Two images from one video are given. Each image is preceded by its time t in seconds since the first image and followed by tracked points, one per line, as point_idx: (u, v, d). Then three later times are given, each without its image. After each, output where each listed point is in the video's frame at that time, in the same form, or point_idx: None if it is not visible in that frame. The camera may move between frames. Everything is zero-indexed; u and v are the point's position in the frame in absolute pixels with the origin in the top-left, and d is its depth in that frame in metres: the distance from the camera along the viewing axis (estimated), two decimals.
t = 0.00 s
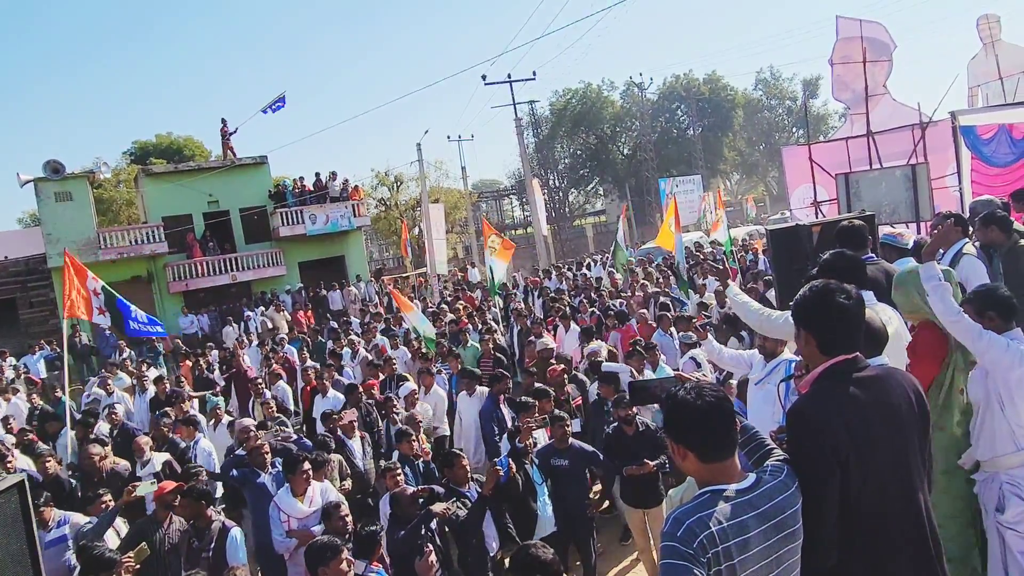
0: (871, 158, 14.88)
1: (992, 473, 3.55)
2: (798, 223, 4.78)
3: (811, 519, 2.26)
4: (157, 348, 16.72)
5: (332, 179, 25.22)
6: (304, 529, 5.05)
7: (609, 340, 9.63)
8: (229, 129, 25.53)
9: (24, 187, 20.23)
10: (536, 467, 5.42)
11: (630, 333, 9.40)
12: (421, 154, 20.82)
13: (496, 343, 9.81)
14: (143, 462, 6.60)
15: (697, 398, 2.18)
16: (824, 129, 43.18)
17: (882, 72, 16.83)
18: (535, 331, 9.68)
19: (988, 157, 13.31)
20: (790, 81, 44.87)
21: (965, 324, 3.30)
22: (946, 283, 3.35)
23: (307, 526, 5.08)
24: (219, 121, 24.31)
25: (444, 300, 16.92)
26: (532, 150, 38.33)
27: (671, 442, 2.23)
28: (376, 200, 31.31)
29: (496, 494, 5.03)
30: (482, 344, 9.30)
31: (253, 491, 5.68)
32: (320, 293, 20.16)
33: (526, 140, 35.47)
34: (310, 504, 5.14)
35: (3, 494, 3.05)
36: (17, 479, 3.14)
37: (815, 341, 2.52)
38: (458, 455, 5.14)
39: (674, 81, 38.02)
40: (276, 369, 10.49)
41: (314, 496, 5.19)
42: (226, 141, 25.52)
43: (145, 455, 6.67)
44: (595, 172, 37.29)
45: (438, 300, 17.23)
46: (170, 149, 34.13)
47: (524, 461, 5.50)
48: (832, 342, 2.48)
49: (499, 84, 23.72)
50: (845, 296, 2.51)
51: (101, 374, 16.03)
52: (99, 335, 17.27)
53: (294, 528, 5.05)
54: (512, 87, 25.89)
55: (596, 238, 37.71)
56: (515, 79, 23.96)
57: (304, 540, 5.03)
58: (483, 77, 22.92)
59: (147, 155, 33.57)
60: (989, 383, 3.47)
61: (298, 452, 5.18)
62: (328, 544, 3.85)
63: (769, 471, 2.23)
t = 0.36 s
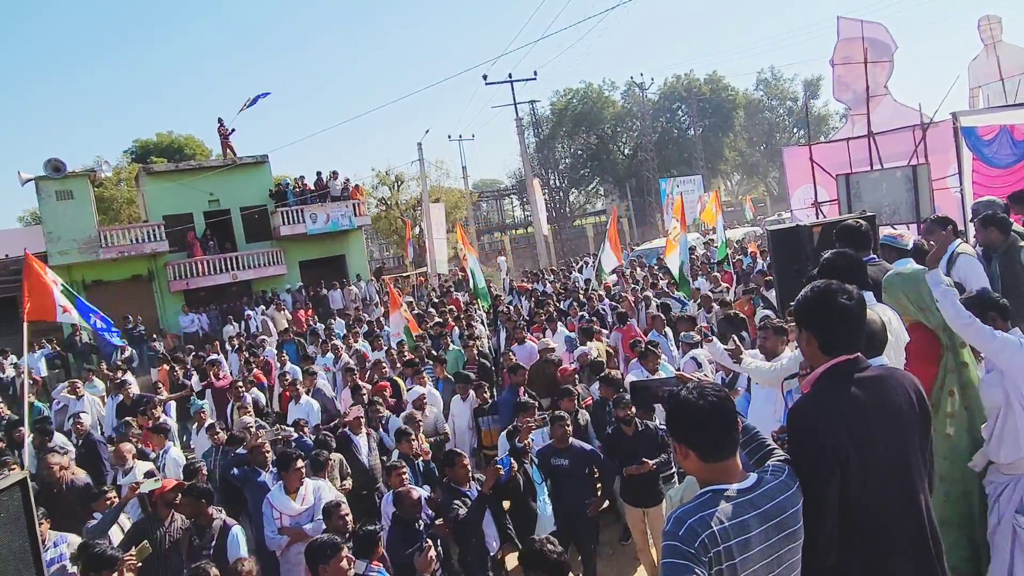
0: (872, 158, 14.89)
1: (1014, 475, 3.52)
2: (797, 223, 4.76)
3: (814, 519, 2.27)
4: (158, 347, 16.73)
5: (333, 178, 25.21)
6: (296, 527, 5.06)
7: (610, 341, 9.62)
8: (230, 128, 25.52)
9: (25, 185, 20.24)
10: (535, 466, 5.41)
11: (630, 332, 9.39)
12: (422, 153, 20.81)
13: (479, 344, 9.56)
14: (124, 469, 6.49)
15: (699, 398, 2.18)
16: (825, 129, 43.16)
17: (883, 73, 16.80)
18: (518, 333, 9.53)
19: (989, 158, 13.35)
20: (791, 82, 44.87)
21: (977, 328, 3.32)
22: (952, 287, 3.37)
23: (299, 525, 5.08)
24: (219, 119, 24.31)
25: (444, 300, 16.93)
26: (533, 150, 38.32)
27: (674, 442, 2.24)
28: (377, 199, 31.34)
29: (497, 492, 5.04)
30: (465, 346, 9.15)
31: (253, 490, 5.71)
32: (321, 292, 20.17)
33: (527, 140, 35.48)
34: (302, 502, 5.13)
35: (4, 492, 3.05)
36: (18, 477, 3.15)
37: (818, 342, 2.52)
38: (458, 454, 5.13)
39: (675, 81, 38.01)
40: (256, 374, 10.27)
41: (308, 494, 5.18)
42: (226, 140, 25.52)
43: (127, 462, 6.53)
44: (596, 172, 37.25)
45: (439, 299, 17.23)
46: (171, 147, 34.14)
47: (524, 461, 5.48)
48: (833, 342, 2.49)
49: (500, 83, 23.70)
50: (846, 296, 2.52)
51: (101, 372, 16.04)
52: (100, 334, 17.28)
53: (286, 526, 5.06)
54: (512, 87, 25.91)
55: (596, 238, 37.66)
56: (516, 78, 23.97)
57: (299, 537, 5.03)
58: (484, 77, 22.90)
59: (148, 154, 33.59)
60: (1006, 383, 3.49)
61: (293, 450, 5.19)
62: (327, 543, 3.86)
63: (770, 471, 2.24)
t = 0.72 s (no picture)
0: (875, 158, 14.90)
1: None
2: (800, 224, 4.79)
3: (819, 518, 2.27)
4: (161, 344, 16.77)
5: (336, 176, 25.25)
6: (294, 524, 5.08)
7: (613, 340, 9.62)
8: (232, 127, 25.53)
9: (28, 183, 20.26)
10: (538, 466, 5.40)
11: (631, 331, 9.39)
12: (424, 152, 20.81)
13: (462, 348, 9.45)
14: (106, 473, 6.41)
15: (707, 397, 2.18)
16: (828, 129, 43.13)
17: (886, 73, 16.78)
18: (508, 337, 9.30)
19: (992, 158, 13.33)
20: (794, 82, 44.87)
21: (974, 343, 3.47)
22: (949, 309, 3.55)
23: (298, 522, 5.10)
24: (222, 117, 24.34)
25: (446, 299, 16.96)
26: (535, 149, 38.32)
27: (681, 444, 2.24)
28: (379, 198, 31.40)
29: (499, 491, 5.06)
30: (449, 349, 9.01)
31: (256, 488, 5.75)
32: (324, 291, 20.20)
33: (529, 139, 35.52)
34: (300, 499, 5.16)
35: (8, 489, 3.06)
36: (23, 473, 3.17)
37: (819, 342, 2.53)
38: (461, 453, 5.14)
39: (677, 81, 38.00)
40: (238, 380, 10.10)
41: (306, 492, 5.20)
42: (229, 138, 25.56)
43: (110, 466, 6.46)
44: (598, 171, 37.25)
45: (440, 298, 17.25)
46: (174, 145, 34.21)
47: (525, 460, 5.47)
48: (835, 341, 2.50)
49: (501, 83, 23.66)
50: (848, 296, 2.52)
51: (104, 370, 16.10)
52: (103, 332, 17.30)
53: (284, 523, 5.08)
54: (514, 86, 25.91)
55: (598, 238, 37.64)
56: (519, 78, 24.02)
57: (298, 535, 5.06)
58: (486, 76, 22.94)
59: (151, 152, 33.64)
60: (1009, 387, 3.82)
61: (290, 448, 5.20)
62: (328, 542, 3.87)
63: (773, 471, 2.24)
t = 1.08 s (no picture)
0: (880, 157, 14.87)
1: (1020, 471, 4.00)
2: (805, 222, 4.78)
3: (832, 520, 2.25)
4: (166, 342, 16.80)
5: (340, 175, 25.28)
6: (297, 522, 5.07)
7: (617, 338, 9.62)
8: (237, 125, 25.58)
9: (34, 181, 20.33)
10: (541, 464, 5.40)
11: (636, 330, 9.40)
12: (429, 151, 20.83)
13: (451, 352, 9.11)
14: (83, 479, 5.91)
15: (717, 398, 2.18)
16: (833, 128, 43.02)
17: (891, 72, 16.74)
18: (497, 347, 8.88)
19: (998, 157, 13.26)
20: (799, 81, 44.82)
21: (987, 339, 3.65)
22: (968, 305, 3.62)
23: (301, 519, 5.10)
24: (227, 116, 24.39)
25: (450, 297, 16.99)
26: (540, 148, 38.32)
27: (689, 444, 2.24)
28: (383, 196, 31.44)
29: (503, 489, 5.05)
30: (439, 352, 8.87)
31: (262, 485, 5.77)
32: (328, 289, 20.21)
33: (534, 138, 35.51)
34: (303, 496, 5.15)
35: (13, 486, 3.06)
36: (28, 471, 3.17)
37: (824, 341, 2.52)
38: (466, 451, 5.16)
39: (682, 79, 37.93)
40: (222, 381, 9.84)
41: (309, 489, 5.19)
42: (235, 136, 25.61)
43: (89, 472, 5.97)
44: (603, 169, 37.23)
45: (444, 296, 17.29)
46: (178, 144, 34.29)
47: (529, 458, 5.47)
48: (840, 341, 2.48)
49: (506, 81, 23.63)
50: (853, 295, 2.51)
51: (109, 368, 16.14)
52: (108, 329, 17.33)
53: (288, 520, 5.08)
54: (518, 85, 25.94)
55: (602, 237, 37.59)
56: (524, 77, 24.06)
57: (301, 532, 5.06)
58: (491, 74, 22.96)
59: (156, 150, 33.72)
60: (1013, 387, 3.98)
61: (292, 446, 5.21)
62: (332, 539, 3.87)
63: (781, 471, 2.23)
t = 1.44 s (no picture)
0: (891, 156, 14.79)
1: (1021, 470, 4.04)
2: (815, 220, 4.76)
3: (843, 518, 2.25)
4: (175, 339, 16.89)
5: (349, 173, 25.35)
6: (306, 519, 5.09)
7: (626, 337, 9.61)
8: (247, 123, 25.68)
9: (46, 178, 20.46)
10: (549, 462, 5.43)
11: (645, 329, 9.38)
12: (437, 149, 20.84)
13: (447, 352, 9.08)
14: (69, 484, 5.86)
15: (732, 397, 2.18)
16: (843, 126, 42.80)
17: (903, 70, 16.65)
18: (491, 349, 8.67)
19: (1010, 156, 13.15)
20: (808, 79, 44.64)
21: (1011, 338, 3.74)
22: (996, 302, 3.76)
23: (309, 516, 5.12)
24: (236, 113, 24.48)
25: (458, 296, 17.01)
26: (548, 146, 38.27)
27: (703, 439, 2.24)
28: (392, 194, 31.52)
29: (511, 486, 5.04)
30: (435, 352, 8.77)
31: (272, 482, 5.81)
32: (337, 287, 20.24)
33: (542, 136, 35.47)
34: (312, 493, 5.18)
35: (26, 481, 3.09)
36: (41, 466, 3.20)
37: (833, 341, 2.51)
38: (475, 448, 5.17)
39: (691, 77, 37.79)
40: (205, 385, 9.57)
41: (317, 486, 5.21)
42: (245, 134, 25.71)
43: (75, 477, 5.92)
44: (611, 168, 37.18)
45: (452, 295, 17.30)
46: (188, 142, 34.44)
47: (537, 456, 5.46)
48: (849, 341, 2.48)
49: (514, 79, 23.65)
50: (862, 295, 2.50)
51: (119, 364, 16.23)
52: (117, 326, 17.42)
53: (296, 517, 5.10)
54: (527, 83, 25.94)
55: (610, 235, 37.51)
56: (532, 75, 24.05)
57: (310, 529, 5.08)
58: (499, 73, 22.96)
59: (166, 147, 33.87)
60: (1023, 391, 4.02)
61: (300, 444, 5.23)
62: (342, 537, 3.88)
63: (795, 473, 2.22)
